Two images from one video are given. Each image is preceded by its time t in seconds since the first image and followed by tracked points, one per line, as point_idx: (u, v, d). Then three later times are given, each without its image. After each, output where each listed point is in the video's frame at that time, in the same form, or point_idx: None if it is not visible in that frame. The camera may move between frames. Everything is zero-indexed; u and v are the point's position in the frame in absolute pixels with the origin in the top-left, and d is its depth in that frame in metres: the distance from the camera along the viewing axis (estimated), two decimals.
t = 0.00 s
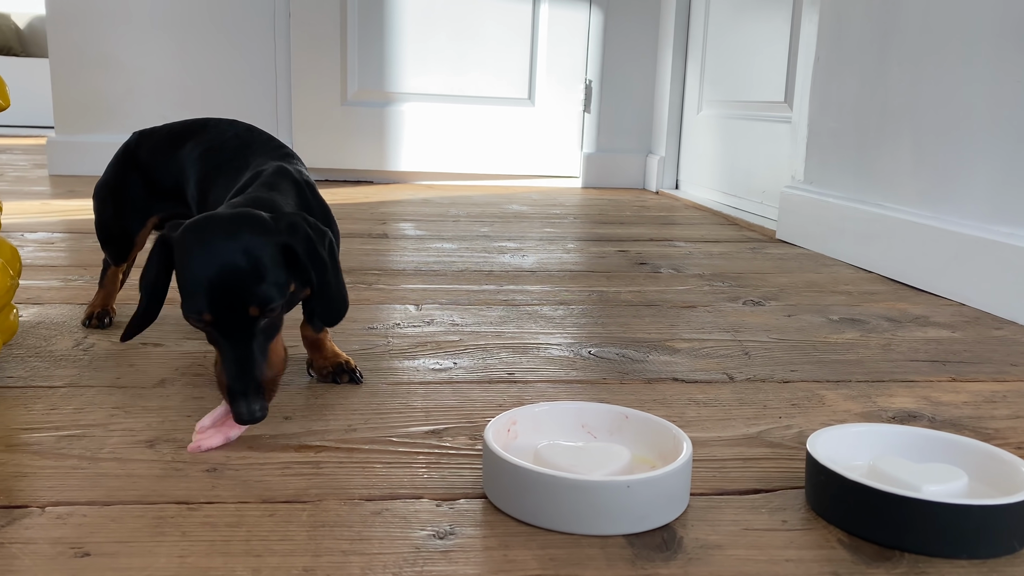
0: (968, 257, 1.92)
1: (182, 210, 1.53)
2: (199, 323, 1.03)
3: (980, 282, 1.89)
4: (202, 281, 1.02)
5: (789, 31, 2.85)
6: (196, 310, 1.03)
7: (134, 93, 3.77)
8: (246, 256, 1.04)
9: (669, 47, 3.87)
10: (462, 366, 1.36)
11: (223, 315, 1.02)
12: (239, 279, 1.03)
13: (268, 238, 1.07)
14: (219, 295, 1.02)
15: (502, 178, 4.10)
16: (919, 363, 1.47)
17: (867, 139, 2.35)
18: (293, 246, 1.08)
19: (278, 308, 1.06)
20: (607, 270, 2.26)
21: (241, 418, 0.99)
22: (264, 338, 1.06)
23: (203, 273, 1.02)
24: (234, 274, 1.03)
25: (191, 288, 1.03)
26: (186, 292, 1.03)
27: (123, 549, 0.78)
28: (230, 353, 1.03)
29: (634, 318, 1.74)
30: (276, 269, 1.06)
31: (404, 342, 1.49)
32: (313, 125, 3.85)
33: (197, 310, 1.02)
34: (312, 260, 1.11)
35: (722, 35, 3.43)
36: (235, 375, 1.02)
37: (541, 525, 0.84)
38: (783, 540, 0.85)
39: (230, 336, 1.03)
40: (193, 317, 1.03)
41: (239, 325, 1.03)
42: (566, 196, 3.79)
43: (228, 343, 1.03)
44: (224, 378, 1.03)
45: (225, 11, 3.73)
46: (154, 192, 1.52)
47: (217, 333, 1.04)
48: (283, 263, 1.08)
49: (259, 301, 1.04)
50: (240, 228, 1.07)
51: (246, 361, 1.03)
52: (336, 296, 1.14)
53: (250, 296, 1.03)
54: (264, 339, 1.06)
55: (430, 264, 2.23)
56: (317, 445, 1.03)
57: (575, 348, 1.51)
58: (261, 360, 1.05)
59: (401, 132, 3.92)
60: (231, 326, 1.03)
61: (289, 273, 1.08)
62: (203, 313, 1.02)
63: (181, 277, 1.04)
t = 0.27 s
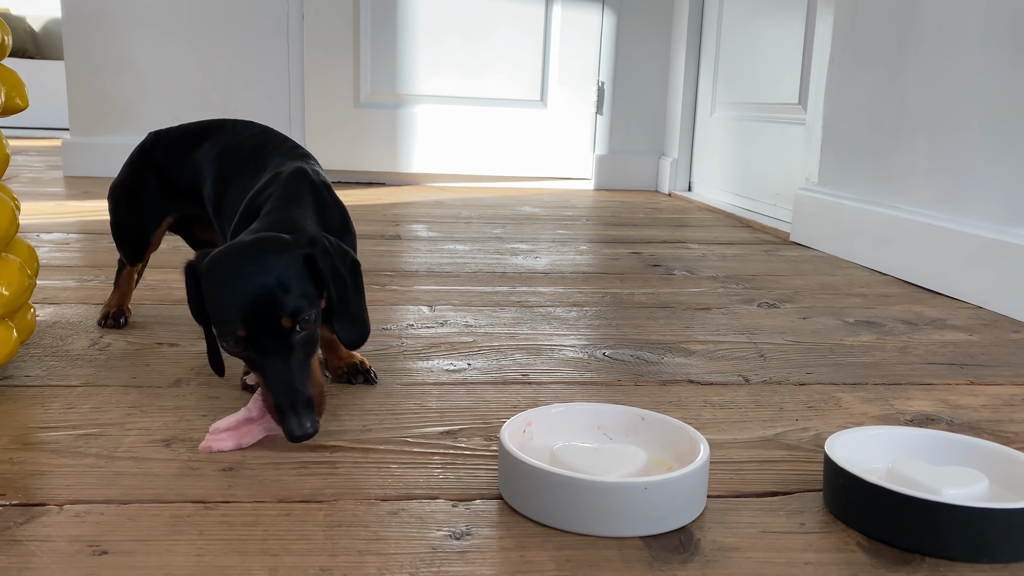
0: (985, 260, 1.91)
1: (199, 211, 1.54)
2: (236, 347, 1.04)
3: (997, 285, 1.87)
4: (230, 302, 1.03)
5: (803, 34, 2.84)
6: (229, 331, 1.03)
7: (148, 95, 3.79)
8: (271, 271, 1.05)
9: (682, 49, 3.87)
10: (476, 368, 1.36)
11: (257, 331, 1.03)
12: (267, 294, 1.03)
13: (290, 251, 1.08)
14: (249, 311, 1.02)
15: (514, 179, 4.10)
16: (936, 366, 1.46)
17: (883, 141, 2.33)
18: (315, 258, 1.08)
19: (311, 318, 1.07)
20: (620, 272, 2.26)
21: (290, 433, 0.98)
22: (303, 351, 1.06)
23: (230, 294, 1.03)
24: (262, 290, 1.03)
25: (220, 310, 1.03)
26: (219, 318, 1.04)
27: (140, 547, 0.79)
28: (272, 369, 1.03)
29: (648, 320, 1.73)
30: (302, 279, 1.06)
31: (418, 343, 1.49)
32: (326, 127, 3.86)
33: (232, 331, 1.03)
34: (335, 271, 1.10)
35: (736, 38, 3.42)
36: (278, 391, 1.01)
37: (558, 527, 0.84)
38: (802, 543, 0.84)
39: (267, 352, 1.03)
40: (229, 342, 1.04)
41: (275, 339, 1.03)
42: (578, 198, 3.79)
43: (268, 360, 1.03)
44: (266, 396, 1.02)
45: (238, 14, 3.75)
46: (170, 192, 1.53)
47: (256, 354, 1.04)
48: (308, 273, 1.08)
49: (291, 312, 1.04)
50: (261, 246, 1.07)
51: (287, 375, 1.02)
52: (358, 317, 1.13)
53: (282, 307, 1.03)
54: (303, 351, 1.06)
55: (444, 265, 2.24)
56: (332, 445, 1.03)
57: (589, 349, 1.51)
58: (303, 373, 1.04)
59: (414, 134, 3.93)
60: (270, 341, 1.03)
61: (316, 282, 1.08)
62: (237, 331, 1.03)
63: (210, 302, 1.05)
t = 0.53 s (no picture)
0: (996, 264, 1.90)
1: (208, 211, 1.54)
2: (275, 347, 1.03)
3: (1009, 289, 1.86)
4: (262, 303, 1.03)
5: (813, 36, 2.83)
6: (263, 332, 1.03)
7: (159, 97, 3.81)
8: (300, 270, 1.06)
9: (692, 52, 3.86)
10: (484, 370, 1.35)
11: (293, 328, 1.04)
12: (300, 291, 1.04)
13: (313, 252, 1.09)
14: (286, 309, 1.03)
15: (522, 182, 4.10)
16: (947, 370, 1.45)
17: (894, 143, 2.32)
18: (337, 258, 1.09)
19: (343, 313, 1.09)
20: (628, 274, 2.25)
21: (341, 425, 0.99)
22: (338, 345, 1.08)
23: (262, 294, 1.03)
24: (295, 288, 1.04)
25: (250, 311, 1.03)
26: (256, 319, 1.03)
27: (148, 547, 0.79)
28: (316, 362, 1.04)
29: (656, 323, 1.73)
30: (332, 275, 1.09)
31: (426, 345, 1.49)
32: (335, 129, 3.87)
33: (273, 328, 1.03)
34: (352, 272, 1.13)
35: (745, 40, 3.41)
36: (323, 385, 1.02)
37: (565, 529, 0.83)
38: (811, 548, 0.83)
39: (305, 349, 1.04)
40: (268, 342, 1.03)
41: (313, 335, 1.05)
42: (587, 201, 3.78)
43: (312, 354, 1.04)
44: (309, 393, 1.03)
45: (248, 16, 3.76)
46: (179, 192, 1.53)
47: (296, 351, 1.04)
48: (332, 271, 1.10)
49: (329, 306, 1.06)
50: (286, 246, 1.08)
51: (329, 369, 1.03)
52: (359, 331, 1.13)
53: (318, 303, 1.04)
54: (338, 345, 1.08)
55: (452, 267, 2.23)
56: (340, 447, 1.03)
57: (597, 352, 1.50)
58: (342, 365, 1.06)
59: (422, 136, 3.93)
60: (311, 335, 1.05)
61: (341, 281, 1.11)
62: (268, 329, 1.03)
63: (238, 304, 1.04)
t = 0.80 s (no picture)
0: (1004, 267, 1.89)
1: (213, 212, 1.54)
2: (307, 331, 1.04)
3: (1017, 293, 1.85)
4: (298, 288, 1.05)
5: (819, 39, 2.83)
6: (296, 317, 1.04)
7: (166, 98, 3.82)
8: (336, 258, 1.08)
9: (698, 54, 3.85)
10: (490, 371, 1.35)
11: (327, 314, 1.05)
12: (336, 278, 1.06)
13: (344, 243, 1.11)
14: (323, 294, 1.04)
15: (528, 184, 4.10)
16: (955, 374, 1.44)
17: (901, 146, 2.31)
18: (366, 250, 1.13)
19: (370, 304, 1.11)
20: (634, 276, 2.25)
21: (372, 414, 0.99)
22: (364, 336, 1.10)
23: (297, 279, 1.05)
24: (330, 274, 1.06)
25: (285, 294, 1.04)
26: (291, 301, 1.04)
27: (153, 547, 0.79)
28: (347, 349, 1.05)
29: (662, 325, 1.72)
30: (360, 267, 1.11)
31: (432, 346, 1.49)
32: (341, 131, 3.88)
33: (307, 313, 1.04)
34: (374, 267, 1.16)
35: (752, 43, 3.41)
36: (354, 372, 1.03)
37: (570, 531, 0.83)
38: (817, 551, 0.83)
39: (337, 336, 1.05)
40: (301, 325, 1.04)
41: (345, 323, 1.06)
42: (592, 203, 3.78)
43: (343, 341, 1.05)
44: (339, 382, 1.03)
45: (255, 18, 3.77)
46: (185, 193, 1.53)
47: (327, 337, 1.05)
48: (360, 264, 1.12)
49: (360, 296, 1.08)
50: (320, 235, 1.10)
51: (360, 359, 1.05)
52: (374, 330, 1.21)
53: (351, 292, 1.06)
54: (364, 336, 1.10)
55: (458, 269, 2.23)
56: (345, 447, 1.03)
57: (602, 354, 1.50)
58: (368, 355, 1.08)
59: (429, 138, 3.94)
60: (343, 322, 1.06)
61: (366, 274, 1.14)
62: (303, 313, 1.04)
63: (272, 287, 1.05)
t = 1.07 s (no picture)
0: (1010, 269, 1.88)
1: (219, 213, 1.54)
2: (315, 340, 1.04)
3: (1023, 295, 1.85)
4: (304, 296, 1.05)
5: (824, 41, 2.82)
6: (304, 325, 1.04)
7: (170, 99, 3.82)
8: (344, 266, 1.08)
9: (702, 55, 3.85)
10: (494, 371, 1.35)
11: (334, 322, 1.04)
12: (342, 286, 1.06)
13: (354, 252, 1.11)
14: (330, 301, 1.04)
15: (532, 185, 4.10)
16: (960, 375, 1.44)
17: (906, 149, 2.31)
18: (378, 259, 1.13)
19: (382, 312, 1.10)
20: (638, 277, 2.25)
21: (382, 419, 0.97)
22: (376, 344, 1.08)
23: (304, 287, 1.05)
24: (337, 282, 1.06)
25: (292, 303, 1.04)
26: (298, 310, 1.04)
27: (158, 545, 0.79)
28: (356, 355, 1.04)
29: (666, 326, 1.72)
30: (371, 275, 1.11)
31: (436, 346, 1.49)
32: (345, 132, 3.88)
33: (313, 321, 1.04)
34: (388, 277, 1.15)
35: (756, 45, 3.41)
36: (361, 377, 1.01)
37: (576, 531, 0.83)
38: (823, 553, 0.83)
39: (345, 344, 1.04)
40: (308, 335, 1.04)
41: (353, 330, 1.06)
42: (597, 204, 3.78)
43: (352, 347, 1.04)
44: (347, 385, 1.01)
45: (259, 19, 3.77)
46: (191, 193, 1.54)
47: (336, 346, 1.04)
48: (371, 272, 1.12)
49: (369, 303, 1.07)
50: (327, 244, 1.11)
51: (370, 364, 1.03)
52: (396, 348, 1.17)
53: (359, 297, 1.06)
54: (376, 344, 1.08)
55: (462, 269, 2.23)
56: (349, 446, 1.03)
57: (607, 354, 1.50)
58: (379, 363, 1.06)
59: (433, 139, 3.94)
60: (351, 329, 1.05)
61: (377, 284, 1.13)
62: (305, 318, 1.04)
63: (280, 297, 1.06)
